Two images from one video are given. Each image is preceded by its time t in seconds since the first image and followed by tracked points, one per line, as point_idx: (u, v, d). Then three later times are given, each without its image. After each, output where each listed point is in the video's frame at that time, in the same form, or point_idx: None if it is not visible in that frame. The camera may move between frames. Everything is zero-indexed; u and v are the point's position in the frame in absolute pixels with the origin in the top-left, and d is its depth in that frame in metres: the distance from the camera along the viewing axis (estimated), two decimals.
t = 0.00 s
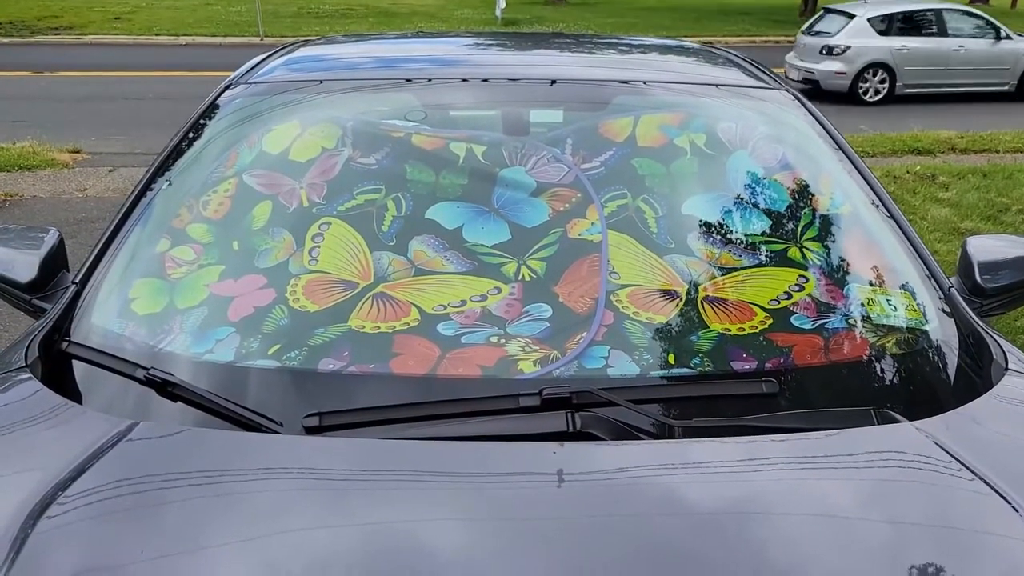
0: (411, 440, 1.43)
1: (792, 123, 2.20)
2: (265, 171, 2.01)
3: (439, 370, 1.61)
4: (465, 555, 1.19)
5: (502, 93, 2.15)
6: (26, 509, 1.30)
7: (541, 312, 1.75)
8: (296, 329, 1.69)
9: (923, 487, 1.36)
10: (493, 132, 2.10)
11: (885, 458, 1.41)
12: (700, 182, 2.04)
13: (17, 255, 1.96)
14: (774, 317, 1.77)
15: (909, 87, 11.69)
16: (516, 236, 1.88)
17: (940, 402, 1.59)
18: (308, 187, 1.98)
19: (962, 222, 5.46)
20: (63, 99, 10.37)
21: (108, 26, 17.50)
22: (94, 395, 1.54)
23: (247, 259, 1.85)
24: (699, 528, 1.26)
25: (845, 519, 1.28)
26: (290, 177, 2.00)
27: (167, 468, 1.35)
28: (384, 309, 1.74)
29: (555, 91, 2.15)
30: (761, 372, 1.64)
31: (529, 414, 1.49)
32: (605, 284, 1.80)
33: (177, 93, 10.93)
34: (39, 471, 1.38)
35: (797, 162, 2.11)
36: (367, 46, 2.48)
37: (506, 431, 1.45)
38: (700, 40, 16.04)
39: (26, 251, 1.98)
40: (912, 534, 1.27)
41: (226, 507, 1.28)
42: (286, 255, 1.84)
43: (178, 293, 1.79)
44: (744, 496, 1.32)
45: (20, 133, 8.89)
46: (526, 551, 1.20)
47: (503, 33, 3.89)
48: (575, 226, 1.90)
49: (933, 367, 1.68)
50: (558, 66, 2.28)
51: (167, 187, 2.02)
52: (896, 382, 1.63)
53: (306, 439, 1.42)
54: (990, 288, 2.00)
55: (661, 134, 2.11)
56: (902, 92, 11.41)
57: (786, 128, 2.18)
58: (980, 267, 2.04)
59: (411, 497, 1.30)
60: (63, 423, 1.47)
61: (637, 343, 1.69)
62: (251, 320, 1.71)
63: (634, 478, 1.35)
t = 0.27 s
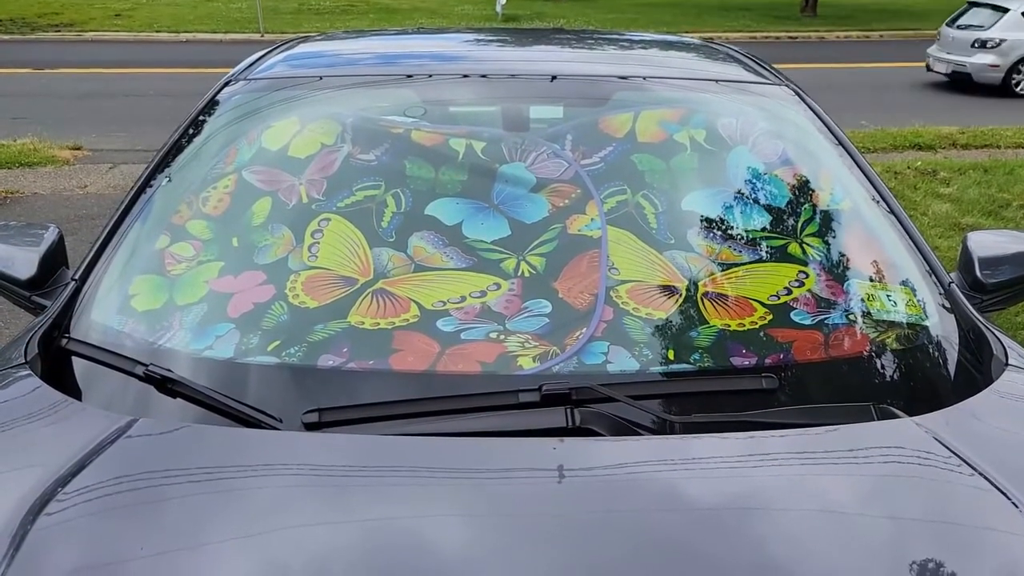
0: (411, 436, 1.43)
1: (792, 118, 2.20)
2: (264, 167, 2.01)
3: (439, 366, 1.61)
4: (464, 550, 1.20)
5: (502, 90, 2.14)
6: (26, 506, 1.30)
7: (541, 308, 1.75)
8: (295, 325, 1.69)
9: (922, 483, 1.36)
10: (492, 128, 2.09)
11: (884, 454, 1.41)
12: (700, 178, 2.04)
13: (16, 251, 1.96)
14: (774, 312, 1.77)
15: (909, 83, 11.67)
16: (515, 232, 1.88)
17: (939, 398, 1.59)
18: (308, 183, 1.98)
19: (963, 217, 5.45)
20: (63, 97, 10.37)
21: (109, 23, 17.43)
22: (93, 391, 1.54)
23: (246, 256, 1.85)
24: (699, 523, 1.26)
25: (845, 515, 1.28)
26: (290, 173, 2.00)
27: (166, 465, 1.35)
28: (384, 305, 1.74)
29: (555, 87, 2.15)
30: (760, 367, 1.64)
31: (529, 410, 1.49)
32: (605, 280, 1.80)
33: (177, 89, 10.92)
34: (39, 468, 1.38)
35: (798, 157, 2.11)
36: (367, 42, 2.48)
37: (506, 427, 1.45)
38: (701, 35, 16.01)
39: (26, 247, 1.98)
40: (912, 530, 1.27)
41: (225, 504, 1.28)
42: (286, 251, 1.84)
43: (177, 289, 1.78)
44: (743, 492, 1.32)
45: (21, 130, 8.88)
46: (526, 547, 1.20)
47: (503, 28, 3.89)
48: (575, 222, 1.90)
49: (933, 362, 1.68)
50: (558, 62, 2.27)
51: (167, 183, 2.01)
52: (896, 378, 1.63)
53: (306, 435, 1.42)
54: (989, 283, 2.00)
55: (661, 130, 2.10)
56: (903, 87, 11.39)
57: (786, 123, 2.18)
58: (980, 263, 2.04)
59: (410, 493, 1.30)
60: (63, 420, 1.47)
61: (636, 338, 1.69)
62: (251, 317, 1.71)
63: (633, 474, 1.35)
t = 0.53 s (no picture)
0: (408, 433, 1.42)
1: (791, 114, 2.19)
2: (262, 163, 2.01)
3: (436, 362, 1.60)
4: (461, 546, 1.19)
5: (500, 85, 2.14)
6: (22, 503, 1.30)
7: (539, 304, 1.74)
8: (293, 322, 1.69)
9: (921, 478, 1.35)
10: (491, 123, 2.09)
11: (883, 449, 1.41)
12: (699, 173, 2.03)
13: (14, 248, 1.96)
14: (773, 308, 1.77)
15: (910, 78, 11.65)
16: (514, 228, 1.87)
17: (938, 393, 1.59)
18: (306, 179, 1.97)
19: (963, 213, 5.45)
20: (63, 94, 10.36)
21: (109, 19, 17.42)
22: (90, 388, 1.54)
23: (244, 252, 1.84)
24: (697, 520, 1.26)
25: (843, 511, 1.28)
26: (288, 169, 1.99)
27: (163, 462, 1.35)
28: (382, 301, 1.74)
29: (554, 83, 2.14)
30: (759, 363, 1.63)
31: (527, 406, 1.49)
32: (603, 275, 1.79)
33: (177, 86, 10.91)
34: (35, 465, 1.38)
35: (797, 153, 2.10)
36: (365, 38, 2.47)
37: (504, 424, 1.45)
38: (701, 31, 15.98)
39: (23, 244, 1.98)
40: (910, 526, 1.26)
41: (222, 500, 1.28)
42: (284, 247, 1.84)
43: (174, 286, 1.78)
44: (741, 488, 1.31)
45: (20, 127, 8.87)
46: (524, 543, 1.20)
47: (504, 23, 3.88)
48: (573, 217, 1.89)
49: (932, 358, 1.68)
50: (557, 57, 2.27)
51: (165, 179, 2.01)
52: (895, 374, 1.63)
53: (303, 432, 1.42)
54: (989, 278, 1.99)
55: (659, 126, 2.10)
56: (903, 82, 11.37)
57: (785, 119, 2.17)
58: (979, 258, 2.04)
59: (407, 489, 1.30)
60: (60, 417, 1.47)
61: (635, 334, 1.68)
62: (248, 313, 1.71)
63: (630, 470, 1.35)
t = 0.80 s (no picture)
0: (408, 433, 1.43)
1: (791, 115, 2.20)
2: (262, 163, 2.01)
3: (436, 362, 1.60)
4: (461, 546, 1.19)
5: (500, 86, 2.14)
6: (21, 503, 1.30)
7: (539, 305, 1.74)
8: (293, 322, 1.69)
9: (920, 479, 1.36)
10: (490, 123, 2.09)
11: (882, 450, 1.41)
12: (699, 174, 2.03)
13: (13, 248, 1.96)
14: (772, 308, 1.77)
15: (908, 79, 11.67)
16: (513, 228, 1.87)
17: (937, 394, 1.59)
18: (305, 179, 1.97)
19: (962, 214, 5.46)
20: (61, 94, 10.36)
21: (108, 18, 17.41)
22: (90, 389, 1.54)
23: (244, 252, 1.84)
24: (696, 520, 1.26)
25: (842, 511, 1.28)
26: (287, 169, 2.00)
27: (162, 462, 1.35)
28: (381, 301, 1.74)
29: (553, 83, 2.14)
30: (758, 363, 1.64)
31: (527, 406, 1.49)
32: (603, 276, 1.79)
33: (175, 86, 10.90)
34: (34, 465, 1.38)
35: (796, 153, 2.11)
36: (365, 38, 2.47)
37: (503, 424, 1.45)
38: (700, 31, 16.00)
39: (22, 244, 1.98)
40: (910, 526, 1.27)
41: (222, 501, 1.28)
42: (283, 247, 1.84)
43: (174, 286, 1.78)
44: (741, 488, 1.32)
45: (18, 126, 8.87)
46: (523, 543, 1.20)
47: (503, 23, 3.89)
48: (572, 218, 1.89)
49: (931, 359, 1.68)
50: (556, 58, 2.27)
51: (164, 179, 2.01)
52: (894, 374, 1.63)
53: (303, 432, 1.42)
54: (988, 279, 2.00)
55: (659, 126, 2.10)
56: (901, 83, 11.39)
57: (784, 120, 2.18)
58: (978, 258, 2.04)
59: (407, 489, 1.30)
60: (59, 417, 1.47)
61: (634, 335, 1.68)
62: (248, 313, 1.71)
63: (630, 470, 1.35)
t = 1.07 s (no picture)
0: (406, 434, 1.42)
1: (789, 116, 2.20)
2: (260, 164, 2.01)
3: (434, 363, 1.60)
4: (459, 547, 1.19)
5: (498, 86, 2.14)
6: (18, 504, 1.30)
7: (537, 306, 1.74)
8: (291, 323, 1.69)
9: (918, 480, 1.36)
10: (488, 124, 2.09)
11: (880, 451, 1.41)
12: (697, 175, 2.03)
13: (10, 249, 1.95)
14: (770, 310, 1.77)
15: (905, 81, 11.69)
16: (511, 229, 1.87)
17: (935, 395, 1.59)
18: (304, 180, 1.97)
19: (959, 215, 5.46)
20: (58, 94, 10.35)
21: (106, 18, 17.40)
22: (87, 389, 1.53)
23: (241, 253, 1.84)
24: (694, 521, 1.26)
25: (840, 512, 1.28)
26: (286, 170, 1.99)
27: (160, 463, 1.35)
28: (379, 302, 1.73)
29: (551, 84, 2.14)
30: (756, 364, 1.64)
31: (525, 407, 1.49)
32: (601, 277, 1.79)
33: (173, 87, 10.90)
34: (31, 465, 1.37)
35: (794, 155, 2.11)
36: (363, 39, 2.47)
37: (501, 425, 1.45)
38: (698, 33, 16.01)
39: (19, 244, 1.97)
40: (908, 527, 1.27)
41: (219, 501, 1.27)
42: (281, 248, 1.84)
43: (172, 287, 1.78)
44: (739, 489, 1.32)
45: (16, 127, 8.86)
46: (522, 544, 1.20)
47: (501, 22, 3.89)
48: (571, 219, 1.89)
49: (929, 360, 1.68)
50: (554, 59, 2.27)
51: (162, 180, 2.01)
52: (892, 375, 1.63)
53: (300, 433, 1.42)
54: (985, 281, 2.00)
55: (657, 128, 2.10)
56: (899, 85, 11.40)
57: (782, 121, 2.18)
58: (976, 260, 2.04)
59: (405, 490, 1.30)
60: (56, 418, 1.47)
61: (632, 336, 1.68)
62: (245, 314, 1.71)
63: (628, 471, 1.35)
